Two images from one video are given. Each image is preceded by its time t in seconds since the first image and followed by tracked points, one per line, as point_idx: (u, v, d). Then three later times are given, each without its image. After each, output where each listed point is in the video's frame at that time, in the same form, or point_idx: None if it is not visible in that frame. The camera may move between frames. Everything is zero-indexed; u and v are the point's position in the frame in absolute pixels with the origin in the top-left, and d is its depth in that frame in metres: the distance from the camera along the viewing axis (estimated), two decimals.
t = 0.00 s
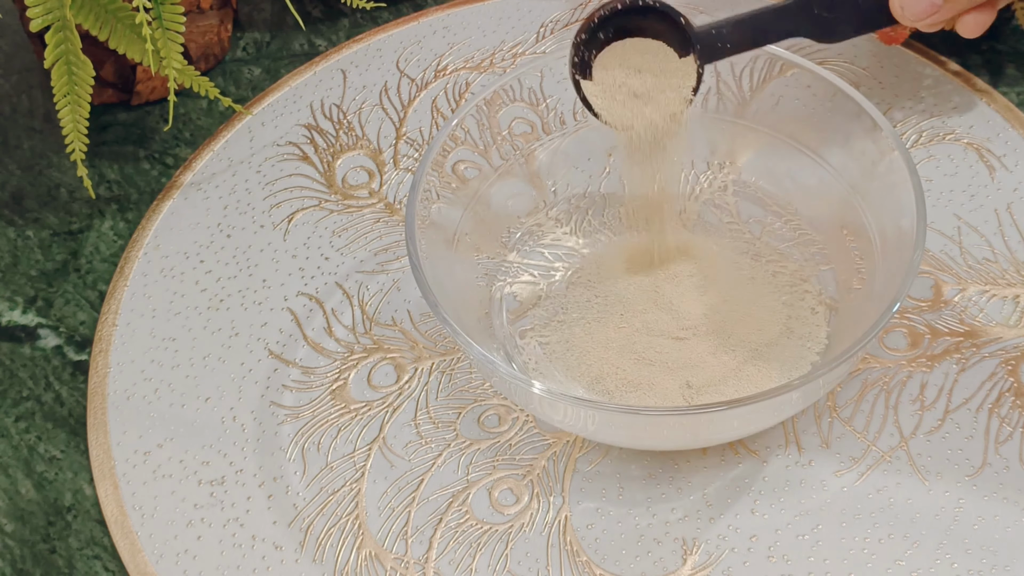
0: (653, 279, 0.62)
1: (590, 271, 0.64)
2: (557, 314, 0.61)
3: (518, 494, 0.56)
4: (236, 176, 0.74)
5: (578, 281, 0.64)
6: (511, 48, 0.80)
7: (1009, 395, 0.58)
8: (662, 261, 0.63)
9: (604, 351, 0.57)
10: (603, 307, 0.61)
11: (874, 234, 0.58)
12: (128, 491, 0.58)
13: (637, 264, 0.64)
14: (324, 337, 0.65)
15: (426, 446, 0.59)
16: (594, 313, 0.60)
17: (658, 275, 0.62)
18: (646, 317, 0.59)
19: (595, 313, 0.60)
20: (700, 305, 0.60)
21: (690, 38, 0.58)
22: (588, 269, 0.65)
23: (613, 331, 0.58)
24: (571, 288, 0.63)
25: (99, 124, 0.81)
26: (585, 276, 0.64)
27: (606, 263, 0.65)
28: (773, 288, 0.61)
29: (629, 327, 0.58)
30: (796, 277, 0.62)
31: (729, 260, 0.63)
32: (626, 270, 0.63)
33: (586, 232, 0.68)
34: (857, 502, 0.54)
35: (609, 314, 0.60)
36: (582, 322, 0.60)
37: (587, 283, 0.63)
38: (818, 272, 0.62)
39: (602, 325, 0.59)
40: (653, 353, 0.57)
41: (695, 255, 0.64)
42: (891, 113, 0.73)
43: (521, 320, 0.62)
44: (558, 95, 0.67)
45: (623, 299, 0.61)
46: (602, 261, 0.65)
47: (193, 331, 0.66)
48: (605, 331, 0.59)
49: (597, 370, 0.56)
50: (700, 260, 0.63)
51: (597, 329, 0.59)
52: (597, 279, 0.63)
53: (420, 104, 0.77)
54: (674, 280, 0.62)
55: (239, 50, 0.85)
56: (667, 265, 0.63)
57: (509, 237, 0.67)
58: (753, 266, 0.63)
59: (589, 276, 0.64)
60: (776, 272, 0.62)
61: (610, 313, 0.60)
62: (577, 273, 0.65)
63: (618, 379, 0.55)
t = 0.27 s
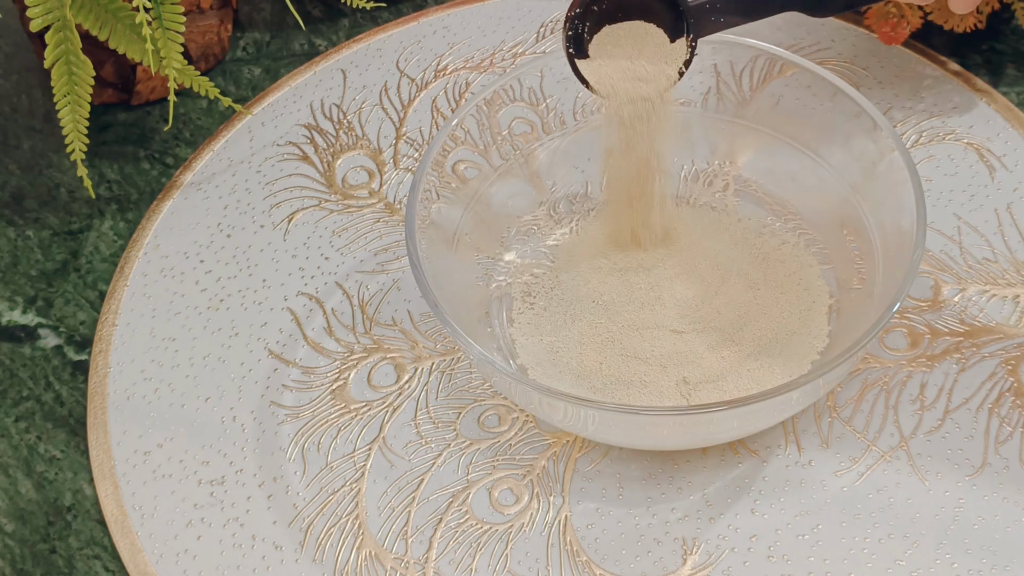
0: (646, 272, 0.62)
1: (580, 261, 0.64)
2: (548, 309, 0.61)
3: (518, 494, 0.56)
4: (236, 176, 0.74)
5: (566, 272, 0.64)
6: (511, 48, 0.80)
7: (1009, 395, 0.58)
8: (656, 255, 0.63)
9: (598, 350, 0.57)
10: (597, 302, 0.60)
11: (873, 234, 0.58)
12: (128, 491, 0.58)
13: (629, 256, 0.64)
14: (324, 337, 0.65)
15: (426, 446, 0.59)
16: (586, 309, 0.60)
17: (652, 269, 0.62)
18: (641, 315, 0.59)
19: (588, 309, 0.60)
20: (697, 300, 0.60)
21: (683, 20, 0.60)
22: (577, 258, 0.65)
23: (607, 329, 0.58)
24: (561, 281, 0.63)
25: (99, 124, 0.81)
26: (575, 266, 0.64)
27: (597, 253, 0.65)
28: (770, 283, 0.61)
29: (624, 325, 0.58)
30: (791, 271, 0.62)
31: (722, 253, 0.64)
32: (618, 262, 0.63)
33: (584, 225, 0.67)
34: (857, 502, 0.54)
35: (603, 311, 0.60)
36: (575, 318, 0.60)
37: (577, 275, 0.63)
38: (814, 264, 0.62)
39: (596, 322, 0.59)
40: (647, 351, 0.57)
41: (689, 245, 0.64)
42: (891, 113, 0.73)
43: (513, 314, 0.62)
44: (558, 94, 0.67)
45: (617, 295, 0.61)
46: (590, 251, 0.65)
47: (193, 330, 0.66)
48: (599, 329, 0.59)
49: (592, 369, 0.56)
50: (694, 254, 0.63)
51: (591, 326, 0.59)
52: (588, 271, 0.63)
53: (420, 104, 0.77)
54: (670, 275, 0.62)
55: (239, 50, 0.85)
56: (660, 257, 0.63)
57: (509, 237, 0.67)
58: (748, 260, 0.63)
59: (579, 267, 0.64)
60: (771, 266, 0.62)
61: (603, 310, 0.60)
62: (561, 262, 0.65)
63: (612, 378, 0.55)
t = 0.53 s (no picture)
0: (645, 267, 0.62)
1: (574, 253, 0.64)
2: (545, 307, 0.61)
3: (518, 494, 0.56)
4: (236, 176, 0.74)
5: (561, 266, 0.63)
6: (511, 48, 0.80)
7: (1009, 394, 0.58)
8: (657, 248, 0.63)
9: (597, 349, 0.57)
10: (596, 300, 0.60)
11: (874, 234, 0.58)
12: (128, 491, 0.58)
13: (627, 249, 0.63)
14: (324, 337, 0.65)
15: (426, 446, 0.59)
16: (584, 307, 0.60)
17: (651, 265, 0.62)
18: (640, 313, 0.59)
19: (586, 308, 0.60)
20: (699, 296, 0.60)
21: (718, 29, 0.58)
22: (570, 250, 0.64)
23: (605, 328, 0.58)
24: (558, 278, 0.63)
25: (99, 124, 0.81)
26: (570, 261, 0.64)
27: (593, 244, 0.64)
28: (770, 276, 0.61)
29: (623, 323, 0.58)
30: (792, 264, 0.61)
31: (723, 241, 0.63)
32: (615, 257, 0.63)
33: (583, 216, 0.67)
34: (857, 502, 0.54)
35: (601, 310, 0.60)
36: (573, 318, 0.60)
37: (573, 271, 0.63)
38: (815, 260, 0.62)
39: (594, 321, 0.59)
40: (646, 350, 0.57)
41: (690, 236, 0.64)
42: (892, 113, 0.73)
43: (509, 311, 0.62)
44: (558, 94, 0.68)
45: (616, 293, 0.60)
46: (584, 242, 0.65)
47: (193, 330, 0.66)
48: (598, 328, 0.59)
49: (590, 368, 0.56)
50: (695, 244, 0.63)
51: (590, 326, 0.59)
52: (584, 267, 0.63)
53: (420, 104, 0.77)
54: (669, 269, 0.61)
55: (239, 50, 0.85)
56: (659, 250, 0.63)
57: (509, 237, 0.67)
58: (749, 252, 0.62)
59: (574, 261, 0.64)
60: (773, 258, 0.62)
61: (602, 309, 0.60)
62: (552, 255, 0.65)
63: (610, 378, 0.55)
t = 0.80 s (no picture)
0: (642, 266, 0.62)
1: (570, 250, 0.64)
2: (541, 306, 0.61)
3: (518, 494, 0.56)
4: (236, 176, 0.74)
5: (557, 265, 0.63)
6: (511, 48, 0.80)
7: (1009, 394, 0.58)
8: (654, 247, 0.63)
9: (594, 349, 0.57)
10: (594, 299, 0.60)
11: (874, 234, 0.59)
12: (128, 491, 0.58)
13: (625, 248, 0.63)
14: (324, 337, 0.65)
15: (426, 446, 0.59)
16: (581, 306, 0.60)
17: (648, 265, 0.62)
18: (637, 314, 0.59)
19: (583, 308, 0.60)
20: (698, 297, 0.59)
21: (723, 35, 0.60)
22: (566, 248, 0.64)
23: (602, 328, 0.58)
24: (554, 277, 0.63)
25: (99, 124, 0.81)
26: (566, 259, 0.64)
27: (590, 242, 0.64)
28: (770, 275, 0.61)
29: (620, 323, 0.58)
30: (791, 263, 0.61)
31: (722, 241, 0.63)
32: (611, 255, 0.63)
33: (579, 210, 0.67)
34: (858, 502, 0.54)
35: (599, 309, 0.60)
36: (570, 317, 0.60)
37: (569, 270, 0.63)
38: (816, 261, 0.61)
39: (592, 321, 0.59)
40: (644, 351, 0.57)
41: (690, 235, 0.64)
42: (892, 113, 0.73)
43: (504, 309, 0.62)
44: (558, 94, 0.68)
45: (613, 292, 0.60)
46: (580, 241, 0.65)
47: (193, 330, 0.66)
48: (595, 328, 0.58)
49: (588, 368, 0.56)
50: (694, 244, 0.63)
51: (587, 325, 0.59)
52: (581, 265, 0.63)
53: (420, 104, 0.77)
54: (667, 269, 0.61)
55: (239, 50, 0.85)
56: (657, 248, 0.63)
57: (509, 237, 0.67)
58: (749, 251, 0.62)
59: (570, 259, 0.63)
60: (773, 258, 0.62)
61: (599, 309, 0.60)
62: (548, 253, 0.64)
63: (607, 377, 0.55)
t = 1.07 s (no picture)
0: (641, 266, 0.62)
1: (567, 250, 0.64)
2: (538, 306, 0.61)
3: (518, 494, 0.56)
4: (236, 176, 0.74)
5: (554, 264, 0.63)
6: (511, 47, 0.80)
7: (1009, 394, 0.58)
8: (654, 246, 0.63)
9: (592, 350, 0.57)
10: (592, 300, 0.60)
11: (874, 234, 0.59)
12: (128, 491, 0.58)
13: (623, 247, 0.63)
14: (324, 337, 0.65)
15: (426, 446, 0.59)
16: (579, 307, 0.60)
17: (647, 265, 0.62)
18: (636, 314, 0.59)
19: (581, 309, 0.60)
20: (699, 298, 0.59)
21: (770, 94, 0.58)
22: (564, 247, 0.64)
23: (601, 329, 0.58)
24: (552, 277, 0.63)
25: (99, 124, 0.81)
26: (563, 259, 0.63)
27: (588, 241, 0.64)
28: (771, 276, 0.60)
29: (618, 323, 0.58)
30: (790, 263, 0.61)
31: (721, 239, 0.63)
32: (609, 255, 0.63)
33: (580, 209, 0.67)
34: (858, 502, 0.54)
35: (596, 308, 0.60)
36: (568, 318, 0.59)
37: (567, 270, 0.63)
38: (817, 262, 0.61)
39: (590, 321, 0.59)
40: (642, 351, 0.57)
41: (691, 234, 0.64)
42: (892, 113, 0.73)
43: (501, 308, 0.62)
44: (558, 94, 0.68)
45: (612, 293, 0.60)
46: (578, 240, 0.64)
47: (193, 330, 0.66)
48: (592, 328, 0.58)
49: (587, 369, 0.56)
50: (693, 243, 0.63)
51: (585, 326, 0.59)
52: (579, 265, 0.63)
53: (420, 104, 0.77)
54: (667, 269, 0.61)
55: (239, 50, 0.85)
56: (657, 248, 0.63)
57: (509, 237, 0.67)
58: (749, 249, 0.62)
59: (568, 259, 0.63)
60: (771, 257, 0.62)
61: (598, 310, 0.60)
62: (545, 252, 0.64)
63: (605, 377, 0.56)
